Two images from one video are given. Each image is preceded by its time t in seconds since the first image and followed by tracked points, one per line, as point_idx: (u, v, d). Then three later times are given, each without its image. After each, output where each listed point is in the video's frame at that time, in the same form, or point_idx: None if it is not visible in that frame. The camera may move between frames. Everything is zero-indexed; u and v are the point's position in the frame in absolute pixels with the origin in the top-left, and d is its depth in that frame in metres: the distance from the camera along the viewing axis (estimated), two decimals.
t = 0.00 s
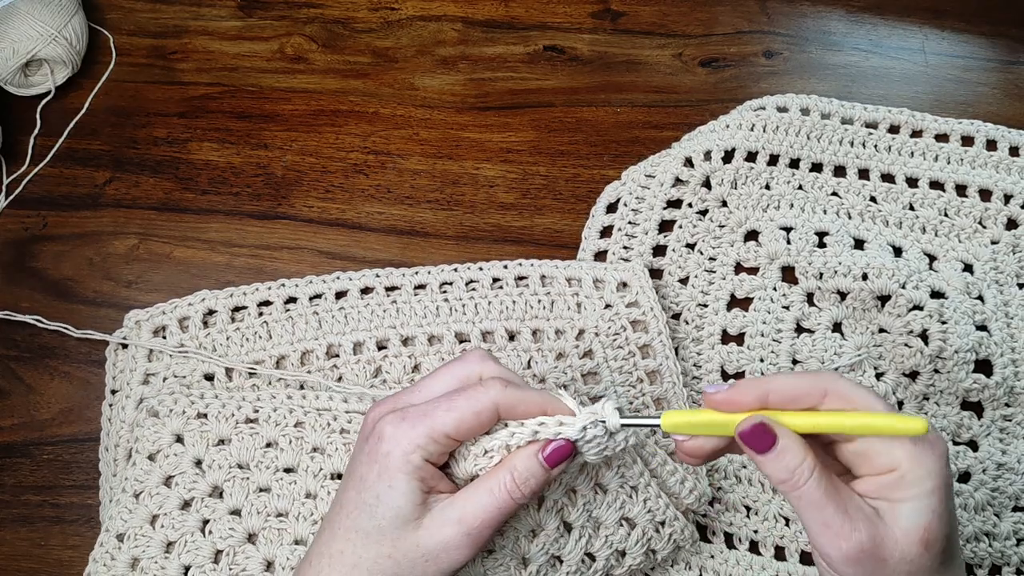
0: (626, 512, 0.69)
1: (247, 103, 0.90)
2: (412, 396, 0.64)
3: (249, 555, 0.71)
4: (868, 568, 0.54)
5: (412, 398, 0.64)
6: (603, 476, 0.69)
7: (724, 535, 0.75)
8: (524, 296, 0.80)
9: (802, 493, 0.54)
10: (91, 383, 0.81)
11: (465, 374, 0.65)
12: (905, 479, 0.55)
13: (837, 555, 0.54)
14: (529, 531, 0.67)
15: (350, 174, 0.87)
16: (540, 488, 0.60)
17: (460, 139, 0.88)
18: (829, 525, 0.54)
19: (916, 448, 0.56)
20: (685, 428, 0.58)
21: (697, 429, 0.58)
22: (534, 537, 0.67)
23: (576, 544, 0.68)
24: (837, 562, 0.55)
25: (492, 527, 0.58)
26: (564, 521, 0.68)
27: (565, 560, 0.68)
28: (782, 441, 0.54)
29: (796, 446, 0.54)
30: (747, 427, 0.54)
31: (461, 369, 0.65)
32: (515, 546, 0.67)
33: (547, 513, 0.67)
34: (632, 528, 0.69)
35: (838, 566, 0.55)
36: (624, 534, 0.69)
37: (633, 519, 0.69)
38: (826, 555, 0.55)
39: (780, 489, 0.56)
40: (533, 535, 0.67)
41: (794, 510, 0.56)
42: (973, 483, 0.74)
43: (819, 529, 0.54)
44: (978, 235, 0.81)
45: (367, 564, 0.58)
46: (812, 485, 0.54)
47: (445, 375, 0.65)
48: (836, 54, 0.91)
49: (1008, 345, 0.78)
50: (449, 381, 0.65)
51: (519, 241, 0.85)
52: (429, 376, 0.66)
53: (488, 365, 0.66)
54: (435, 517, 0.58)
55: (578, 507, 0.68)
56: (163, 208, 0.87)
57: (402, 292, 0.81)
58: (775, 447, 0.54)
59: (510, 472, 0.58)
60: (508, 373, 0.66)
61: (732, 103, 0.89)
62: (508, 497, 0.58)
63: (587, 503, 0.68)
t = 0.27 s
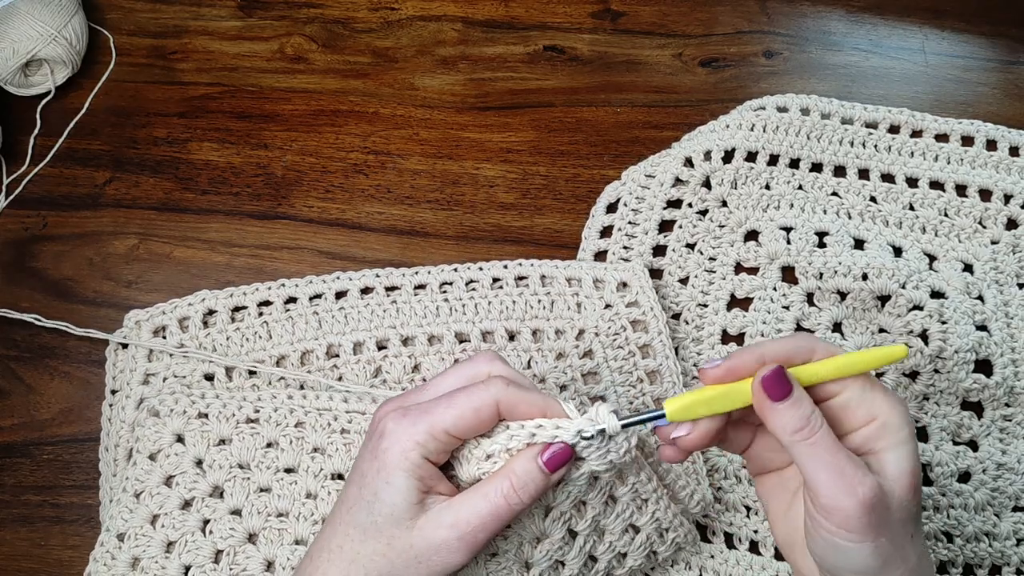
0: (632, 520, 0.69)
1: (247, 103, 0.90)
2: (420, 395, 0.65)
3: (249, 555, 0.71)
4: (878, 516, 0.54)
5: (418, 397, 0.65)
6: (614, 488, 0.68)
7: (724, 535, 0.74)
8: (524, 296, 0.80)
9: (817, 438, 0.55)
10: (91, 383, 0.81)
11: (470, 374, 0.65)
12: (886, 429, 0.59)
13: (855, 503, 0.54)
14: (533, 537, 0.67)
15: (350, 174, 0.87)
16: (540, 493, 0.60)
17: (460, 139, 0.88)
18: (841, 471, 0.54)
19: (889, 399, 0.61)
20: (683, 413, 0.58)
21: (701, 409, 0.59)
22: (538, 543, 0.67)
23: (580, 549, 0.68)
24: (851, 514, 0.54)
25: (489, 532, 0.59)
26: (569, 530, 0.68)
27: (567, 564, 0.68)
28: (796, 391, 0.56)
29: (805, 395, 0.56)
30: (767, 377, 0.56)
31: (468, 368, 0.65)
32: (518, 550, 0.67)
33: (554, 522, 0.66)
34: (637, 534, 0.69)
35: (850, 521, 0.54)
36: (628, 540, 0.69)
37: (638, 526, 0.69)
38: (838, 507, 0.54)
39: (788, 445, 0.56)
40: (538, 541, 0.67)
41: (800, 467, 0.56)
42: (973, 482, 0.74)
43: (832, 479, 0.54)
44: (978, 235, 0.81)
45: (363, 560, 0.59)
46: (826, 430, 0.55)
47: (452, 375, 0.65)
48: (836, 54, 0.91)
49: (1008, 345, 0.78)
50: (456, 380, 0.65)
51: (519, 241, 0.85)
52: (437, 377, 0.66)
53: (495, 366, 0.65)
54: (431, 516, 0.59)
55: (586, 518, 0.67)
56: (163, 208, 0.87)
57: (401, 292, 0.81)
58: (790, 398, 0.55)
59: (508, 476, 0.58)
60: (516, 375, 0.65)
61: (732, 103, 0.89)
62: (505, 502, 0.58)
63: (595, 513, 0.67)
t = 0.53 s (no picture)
0: (639, 528, 0.68)
1: (247, 103, 0.90)
2: (432, 399, 0.66)
3: (251, 556, 0.71)
4: (832, 515, 0.56)
5: (429, 401, 0.66)
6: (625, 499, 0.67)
7: (724, 535, 0.74)
8: (525, 296, 0.80)
9: (765, 457, 0.55)
10: (91, 383, 0.81)
11: (480, 381, 0.65)
12: (839, 429, 0.60)
13: (806, 508, 0.56)
14: (540, 545, 0.66)
15: (350, 174, 0.87)
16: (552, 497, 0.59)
17: (460, 139, 0.88)
18: (791, 478, 0.56)
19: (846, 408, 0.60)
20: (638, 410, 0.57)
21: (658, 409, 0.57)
22: (544, 551, 0.67)
23: (586, 558, 0.67)
24: (804, 514, 0.56)
25: (500, 531, 0.59)
26: (577, 539, 0.67)
27: (572, 571, 0.68)
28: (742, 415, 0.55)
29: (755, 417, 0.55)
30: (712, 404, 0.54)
31: (478, 374, 0.65)
32: (525, 558, 0.67)
33: (562, 532, 0.66)
34: (642, 539, 0.69)
35: (805, 521, 0.56)
36: (633, 545, 0.69)
37: (644, 532, 0.69)
38: (791, 510, 0.56)
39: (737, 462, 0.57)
40: (544, 550, 0.67)
41: (752, 476, 0.57)
42: (973, 483, 0.74)
43: (784, 488, 0.56)
44: (978, 235, 0.82)
45: (374, 560, 0.60)
46: (772, 446, 0.55)
47: (463, 380, 0.66)
48: (835, 54, 0.91)
49: (1008, 344, 0.78)
50: (466, 386, 0.65)
51: (519, 241, 0.85)
52: (448, 381, 0.66)
53: (505, 371, 0.65)
54: (441, 516, 0.59)
55: (595, 530, 0.66)
56: (163, 208, 0.87)
57: (402, 292, 0.81)
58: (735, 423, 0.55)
59: (520, 481, 0.58)
60: (526, 381, 0.64)
61: (732, 103, 0.89)
62: (515, 506, 0.58)
63: (605, 524, 0.67)
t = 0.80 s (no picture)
0: (637, 527, 0.68)
1: (247, 103, 0.90)
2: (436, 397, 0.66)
3: (251, 556, 0.71)
4: (815, 517, 0.56)
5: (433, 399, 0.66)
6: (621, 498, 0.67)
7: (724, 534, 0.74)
8: (524, 296, 0.80)
9: (745, 458, 0.55)
10: (91, 383, 0.81)
11: (483, 377, 0.65)
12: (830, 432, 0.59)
13: (787, 510, 0.56)
14: (538, 546, 0.66)
15: (350, 174, 0.87)
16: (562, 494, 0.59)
17: (460, 139, 0.88)
18: (773, 481, 0.56)
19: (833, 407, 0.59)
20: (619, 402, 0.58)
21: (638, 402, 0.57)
22: (543, 552, 0.67)
23: (585, 558, 0.67)
24: (786, 516, 0.56)
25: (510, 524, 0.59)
26: (576, 539, 0.67)
27: (572, 572, 0.68)
28: (720, 414, 0.55)
29: (731, 417, 0.55)
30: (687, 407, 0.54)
31: (481, 372, 0.65)
32: (524, 559, 0.67)
33: (560, 532, 0.66)
34: (640, 537, 0.70)
35: (787, 523, 0.57)
36: (632, 544, 0.69)
37: (642, 531, 0.69)
38: (774, 512, 0.57)
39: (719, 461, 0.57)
40: (543, 550, 0.67)
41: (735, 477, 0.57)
42: (973, 482, 0.74)
43: (765, 490, 0.56)
44: (978, 235, 0.81)
45: (384, 555, 0.60)
46: (754, 448, 0.55)
47: (464, 379, 0.66)
48: (835, 54, 0.91)
49: (1008, 344, 0.78)
50: (469, 382, 0.65)
51: (519, 241, 0.85)
52: (452, 380, 0.67)
53: (504, 369, 0.65)
54: (449, 509, 0.59)
55: (593, 529, 0.66)
56: (163, 208, 0.87)
57: (402, 293, 0.81)
58: (712, 424, 0.55)
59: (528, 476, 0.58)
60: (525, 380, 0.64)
61: (732, 103, 0.89)
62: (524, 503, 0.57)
63: (602, 523, 0.67)
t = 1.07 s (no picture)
0: (641, 535, 0.68)
1: (247, 103, 0.90)
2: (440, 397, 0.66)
3: (251, 557, 0.71)
4: (810, 521, 0.56)
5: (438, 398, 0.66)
6: (627, 504, 0.66)
7: (724, 535, 0.74)
8: (524, 297, 0.80)
9: (736, 462, 0.55)
10: (91, 383, 0.81)
11: (487, 377, 0.65)
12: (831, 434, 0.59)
13: (782, 513, 0.56)
14: (542, 548, 0.66)
15: (350, 174, 0.87)
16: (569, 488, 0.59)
17: (460, 139, 0.88)
18: (766, 485, 0.56)
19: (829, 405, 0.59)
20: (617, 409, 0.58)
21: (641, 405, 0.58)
22: (546, 554, 0.67)
23: (588, 562, 0.67)
24: (781, 519, 0.56)
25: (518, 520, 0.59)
26: (579, 543, 0.67)
27: None
28: (705, 419, 0.55)
29: (718, 422, 0.55)
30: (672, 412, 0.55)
31: (485, 372, 0.65)
32: (527, 560, 0.66)
33: (564, 535, 0.66)
34: (644, 545, 0.69)
35: (783, 526, 0.57)
36: (635, 551, 0.69)
37: (646, 539, 0.69)
38: (770, 516, 0.57)
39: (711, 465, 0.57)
40: (545, 552, 0.67)
41: (730, 481, 0.58)
42: (973, 483, 0.74)
43: (759, 494, 0.56)
44: (978, 235, 0.81)
45: (392, 552, 0.60)
46: (743, 452, 0.55)
47: (469, 379, 0.66)
48: (835, 54, 0.91)
49: (1008, 345, 0.78)
50: (473, 382, 0.65)
51: (519, 241, 0.85)
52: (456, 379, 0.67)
53: (509, 370, 0.65)
54: (458, 505, 0.59)
55: (596, 534, 0.66)
56: (163, 208, 0.87)
57: (401, 293, 0.81)
58: (701, 428, 0.55)
59: (536, 471, 0.58)
60: (530, 380, 0.64)
61: (732, 103, 0.89)
62: (532, 496, 0.57)
63: (606, 528, 0.67)
